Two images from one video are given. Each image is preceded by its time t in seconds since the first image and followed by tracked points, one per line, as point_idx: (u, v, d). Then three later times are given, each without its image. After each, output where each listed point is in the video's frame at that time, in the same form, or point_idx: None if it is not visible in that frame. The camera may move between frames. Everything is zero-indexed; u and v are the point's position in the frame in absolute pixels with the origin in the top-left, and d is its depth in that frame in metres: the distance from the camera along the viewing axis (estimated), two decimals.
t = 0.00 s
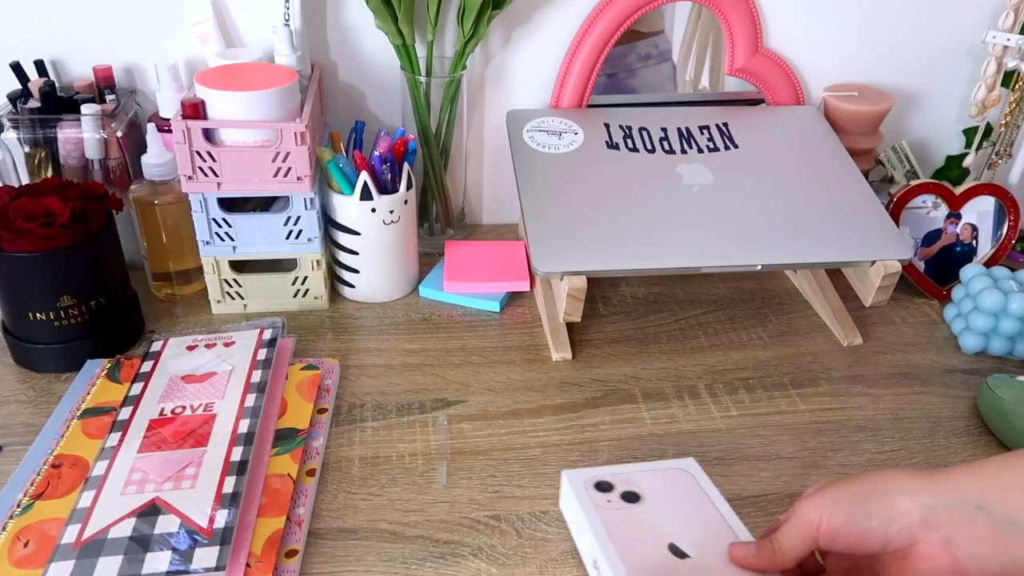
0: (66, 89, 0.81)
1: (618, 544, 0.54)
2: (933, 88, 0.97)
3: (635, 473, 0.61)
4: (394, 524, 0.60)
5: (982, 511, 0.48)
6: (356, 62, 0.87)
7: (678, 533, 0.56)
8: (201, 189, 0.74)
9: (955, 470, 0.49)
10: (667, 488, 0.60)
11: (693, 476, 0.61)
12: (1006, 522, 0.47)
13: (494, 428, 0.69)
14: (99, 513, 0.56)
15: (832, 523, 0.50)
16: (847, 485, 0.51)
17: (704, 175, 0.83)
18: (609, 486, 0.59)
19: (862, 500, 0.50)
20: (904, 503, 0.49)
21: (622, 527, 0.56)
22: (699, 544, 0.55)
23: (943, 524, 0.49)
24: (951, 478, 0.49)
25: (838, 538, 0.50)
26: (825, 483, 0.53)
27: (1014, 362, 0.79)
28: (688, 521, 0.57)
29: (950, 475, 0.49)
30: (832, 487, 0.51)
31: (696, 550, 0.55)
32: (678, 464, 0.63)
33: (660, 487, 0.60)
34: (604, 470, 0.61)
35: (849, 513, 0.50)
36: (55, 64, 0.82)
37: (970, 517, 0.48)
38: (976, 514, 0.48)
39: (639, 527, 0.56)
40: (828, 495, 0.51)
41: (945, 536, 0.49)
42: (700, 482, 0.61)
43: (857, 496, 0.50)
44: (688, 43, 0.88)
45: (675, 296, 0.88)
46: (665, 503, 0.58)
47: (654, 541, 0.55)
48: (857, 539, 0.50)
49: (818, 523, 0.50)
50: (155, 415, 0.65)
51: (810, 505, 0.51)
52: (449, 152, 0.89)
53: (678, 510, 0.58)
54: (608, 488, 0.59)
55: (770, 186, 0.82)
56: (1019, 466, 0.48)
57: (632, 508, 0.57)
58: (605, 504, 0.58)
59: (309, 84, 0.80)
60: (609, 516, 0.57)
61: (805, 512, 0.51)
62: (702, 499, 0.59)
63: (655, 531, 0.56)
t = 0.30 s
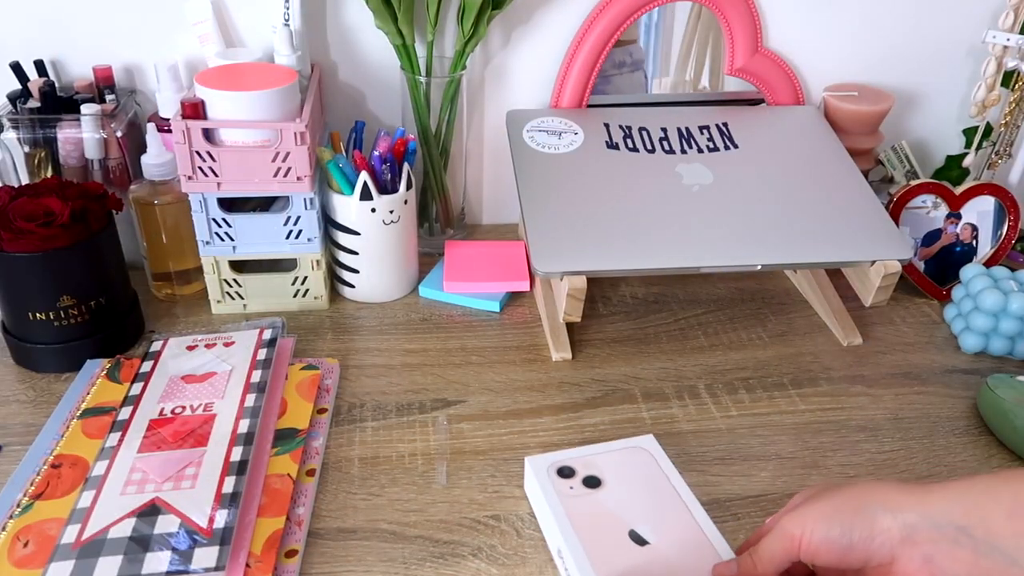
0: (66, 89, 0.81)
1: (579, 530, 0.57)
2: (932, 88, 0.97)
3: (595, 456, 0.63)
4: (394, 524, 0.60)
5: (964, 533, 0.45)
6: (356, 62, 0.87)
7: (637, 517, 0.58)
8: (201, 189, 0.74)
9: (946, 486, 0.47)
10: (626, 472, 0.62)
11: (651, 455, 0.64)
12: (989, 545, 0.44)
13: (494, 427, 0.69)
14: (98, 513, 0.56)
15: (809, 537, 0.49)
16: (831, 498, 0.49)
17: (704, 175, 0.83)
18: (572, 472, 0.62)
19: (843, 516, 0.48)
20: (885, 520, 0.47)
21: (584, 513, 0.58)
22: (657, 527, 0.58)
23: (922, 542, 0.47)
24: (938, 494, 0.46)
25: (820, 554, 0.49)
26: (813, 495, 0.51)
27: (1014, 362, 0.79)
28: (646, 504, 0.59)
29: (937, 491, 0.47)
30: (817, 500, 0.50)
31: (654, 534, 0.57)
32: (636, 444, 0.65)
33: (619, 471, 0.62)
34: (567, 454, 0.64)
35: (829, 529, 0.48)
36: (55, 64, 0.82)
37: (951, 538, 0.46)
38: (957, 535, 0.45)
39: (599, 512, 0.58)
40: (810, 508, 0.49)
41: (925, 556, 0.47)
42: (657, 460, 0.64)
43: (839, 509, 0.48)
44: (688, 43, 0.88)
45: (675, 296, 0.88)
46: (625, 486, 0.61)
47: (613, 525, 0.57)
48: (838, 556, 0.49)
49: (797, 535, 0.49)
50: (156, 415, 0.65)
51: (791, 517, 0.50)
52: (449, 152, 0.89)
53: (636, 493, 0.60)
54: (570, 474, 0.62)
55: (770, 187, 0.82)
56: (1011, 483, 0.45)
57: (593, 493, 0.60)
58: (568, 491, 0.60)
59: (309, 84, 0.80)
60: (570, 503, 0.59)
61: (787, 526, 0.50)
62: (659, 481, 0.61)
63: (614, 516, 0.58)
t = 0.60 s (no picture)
0: (66, 89, 0.81)
1: (579, 531, 0.57)
2: (932, 88, 0.97)
3: (593, 456, 0.63)
4: (394, 524, 0.60)
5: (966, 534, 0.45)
6: (356, 62, 0.87)
7: (637, 519, 0.58)
8: (201, 189, 0.74)
9: (947, 488, 0.47)
10: (627, 472, 0.62)
11: (652, 456, 0.64)
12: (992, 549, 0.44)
13: (494, 428, 0.69)
14: (98, 513, 0.56)
15: (814, 540, 0.49)
16: (834, 502, 0.49)
17: (703, 175, 0.83)
18: (571, 473, 0.62)
19: (848, 519, 0.48)
20: (890, 523, 0.47)
21: (583, 515, 0.58)
22: (657, 529, 0.57)
23: (927, 544, 0.46)
24: (940, 496, 0.46)
25: (826, 558, 0.49)
26: (815, 499, 0.51)
27: (1014, 362, 0.79)
28: (647, 506, 0.59)
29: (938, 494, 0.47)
30: (820, 503, 0.50)
31: (654, 536, 0.57)
32: (636, 445, 0.65)
33: (619, 472, 0.62)
34: (566, 453, 0.64)
35: (834, 532, 0.48)
36: (55, 64, 0.82)
37: (955, 539, 0.45)
38: (961, 537, 0.45)
39: (600, 514, 0.58)
40: (815, 511, 0.49)
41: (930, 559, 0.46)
42: (657, 461, 0.64)
43: (844, 511, 0.48)
44: (688, 43, 0.89)
45: (675, 296, 0.88)
46: (625, 487, 0.61)
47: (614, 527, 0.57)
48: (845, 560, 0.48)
49: (801, 539, 0.49)
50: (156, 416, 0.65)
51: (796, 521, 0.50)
52: (449, 152, 0.89)
53: (636, 494, 0.60)
54: (569, 475, 0.62)
55: (770, 187, 0.82)
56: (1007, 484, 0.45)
57: (593, 495, 0.60)
58: (568, 492, 0.60)
59: (309, 84, 0.80)
60: (570, 504, 0.59)
61: (792, 530, 0.49)
62: (659, 482, 0.61)
63: (614, 517, 0.58)
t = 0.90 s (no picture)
0: (66, 89, 0.81)
1: (578, 533, 0.57)
2: (932, 88, 0.97)
3: (592, 457, 0.63)
4: (394, 524, 0.60)
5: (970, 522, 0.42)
6: (356, 62, 0.87)
7: (636, 521, 0.58)
8: (201, 189, 0.74)
9: (949, 472, 0.44)
10: (626, 473, 0.62)
11: (652, 456, 0.64)
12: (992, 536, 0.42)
13: (494, 428, 0.69)
14: (98, 513, 0.56)
15: (816, 539, 0.48)
16: (836, 498, 0.48)
17: (703, 175, 0.83)
18: (571, 474, 0.62)
19: (852, 515, 0.46)
20: (893, 516, 0.45)
21: (583, 517, 0.58)
22: (657, 532, 0.57)
23: (932, 531, 0.44)
24: (942, 483, 0.44)
25: (834, 554, 0.48)
26: (816, 495, 0.50)
27: (1014, 362, 0.79)
28: (647, 507, 0.59)
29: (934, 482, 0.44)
30: (822, 500, 0.49)
31: (653, 538, 0.57)
32: (635, 445, 0.65)
33: (619, 472, 0.62)
34: (566, 453, 0.64)
35: (840, 530, 0.47)
36: (55, 64, 0.82)
37: (958, 527, 0.43)
38: (964, 524, 0.42)
39: (599, 516, 0.58)
40: (817, 510, 0.48)
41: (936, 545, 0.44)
42: (657, 461, 0.63)
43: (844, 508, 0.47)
44: (688, 43, 0.89)
45: (675, 296, 0.88)
46: (625, 489, 0.61)
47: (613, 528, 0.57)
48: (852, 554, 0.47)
49: (805, 538, 0.48)
50: (156, 415, 0.65)
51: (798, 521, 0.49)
52: (449, 152, 0.89)
53: (636, 495, 0.60)
54: (569, 476, 0.62)
55: (771, 187, 0.82)
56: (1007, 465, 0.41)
57: (593, 495, 0.60)
58: (568, 493, 0.60)
59: (309, 84, 0.80)
60: (570, 505, 0.59)
61: (796, 530, 0.48)
62: (659, 483, 0.61)
63: (613, 518, 0.58)
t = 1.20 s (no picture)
0: (67, 89, 0.81)
1: (578, 536, 0.56)
2: (932, 88, 0.97)
3: (592, 459, 0.63)
4: (394, 524, 0.60)
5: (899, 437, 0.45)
6: (356, 62, 0.87)
7: (637, 525, 0.58)
8: (201, 189, 0.74)
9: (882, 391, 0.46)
10: (626, 476, 0.62)
11: (652, 462, 0.64)
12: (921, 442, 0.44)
13: (494, 428, 0.69)
14: (98, 513, 0.56)
15: (757, 438, 0.48)
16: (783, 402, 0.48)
17: (703, 175, 0.83)
18: (572, 477, 0.62)
19: (796, 421, 0.46)
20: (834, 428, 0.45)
21: (584, 520, 0.58)
22: (658, 535, 0.57)
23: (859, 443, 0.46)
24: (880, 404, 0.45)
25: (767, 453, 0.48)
26: (758, 398, 0.50)
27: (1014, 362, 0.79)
28: (647, 512, 0.59)
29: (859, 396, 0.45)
30: (765, 405, 0.49)
31: (653, 543, 0.57)
32: (634, 450, 0.65)
33: (619, 477, 0.62)
34: (566, 456, 0.64)
35: (783, 434, 0.47)
36: (55, 64, 0.82)
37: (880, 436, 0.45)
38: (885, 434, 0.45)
39: (599, 519, 0.58)
40: (764, 411, 0.48)
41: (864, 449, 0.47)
42: (657, 465, 0.63)
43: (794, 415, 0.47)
44: (688, 43, 0.89)
45: (675, 296, 0.88)
46: (625, 493, 0.60)
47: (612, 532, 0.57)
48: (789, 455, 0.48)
49: (744, 437, 0.48)
50: (156, 415, 0.65)
51: (741, 419, 0.49)
52: (449, 152, 0.89)
53: (636, 500, 0.60)
54: (570, 479, 0.61)
55: (771, 187, 0.82)
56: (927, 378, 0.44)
57: (593, 499, 0.60)
58: (568, 496, 0.60)
59: (309, 84, 0.80)
60: (570, 507, 0.59)
61: (738, 430, 0.48)
62: (659, 486, 0.61)
63: (614, 522, 0.58)
